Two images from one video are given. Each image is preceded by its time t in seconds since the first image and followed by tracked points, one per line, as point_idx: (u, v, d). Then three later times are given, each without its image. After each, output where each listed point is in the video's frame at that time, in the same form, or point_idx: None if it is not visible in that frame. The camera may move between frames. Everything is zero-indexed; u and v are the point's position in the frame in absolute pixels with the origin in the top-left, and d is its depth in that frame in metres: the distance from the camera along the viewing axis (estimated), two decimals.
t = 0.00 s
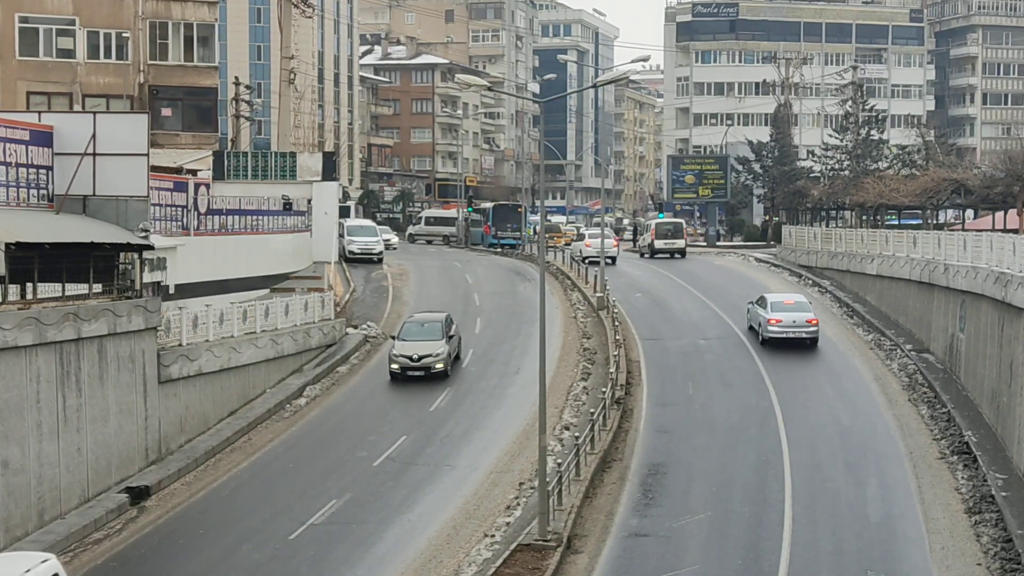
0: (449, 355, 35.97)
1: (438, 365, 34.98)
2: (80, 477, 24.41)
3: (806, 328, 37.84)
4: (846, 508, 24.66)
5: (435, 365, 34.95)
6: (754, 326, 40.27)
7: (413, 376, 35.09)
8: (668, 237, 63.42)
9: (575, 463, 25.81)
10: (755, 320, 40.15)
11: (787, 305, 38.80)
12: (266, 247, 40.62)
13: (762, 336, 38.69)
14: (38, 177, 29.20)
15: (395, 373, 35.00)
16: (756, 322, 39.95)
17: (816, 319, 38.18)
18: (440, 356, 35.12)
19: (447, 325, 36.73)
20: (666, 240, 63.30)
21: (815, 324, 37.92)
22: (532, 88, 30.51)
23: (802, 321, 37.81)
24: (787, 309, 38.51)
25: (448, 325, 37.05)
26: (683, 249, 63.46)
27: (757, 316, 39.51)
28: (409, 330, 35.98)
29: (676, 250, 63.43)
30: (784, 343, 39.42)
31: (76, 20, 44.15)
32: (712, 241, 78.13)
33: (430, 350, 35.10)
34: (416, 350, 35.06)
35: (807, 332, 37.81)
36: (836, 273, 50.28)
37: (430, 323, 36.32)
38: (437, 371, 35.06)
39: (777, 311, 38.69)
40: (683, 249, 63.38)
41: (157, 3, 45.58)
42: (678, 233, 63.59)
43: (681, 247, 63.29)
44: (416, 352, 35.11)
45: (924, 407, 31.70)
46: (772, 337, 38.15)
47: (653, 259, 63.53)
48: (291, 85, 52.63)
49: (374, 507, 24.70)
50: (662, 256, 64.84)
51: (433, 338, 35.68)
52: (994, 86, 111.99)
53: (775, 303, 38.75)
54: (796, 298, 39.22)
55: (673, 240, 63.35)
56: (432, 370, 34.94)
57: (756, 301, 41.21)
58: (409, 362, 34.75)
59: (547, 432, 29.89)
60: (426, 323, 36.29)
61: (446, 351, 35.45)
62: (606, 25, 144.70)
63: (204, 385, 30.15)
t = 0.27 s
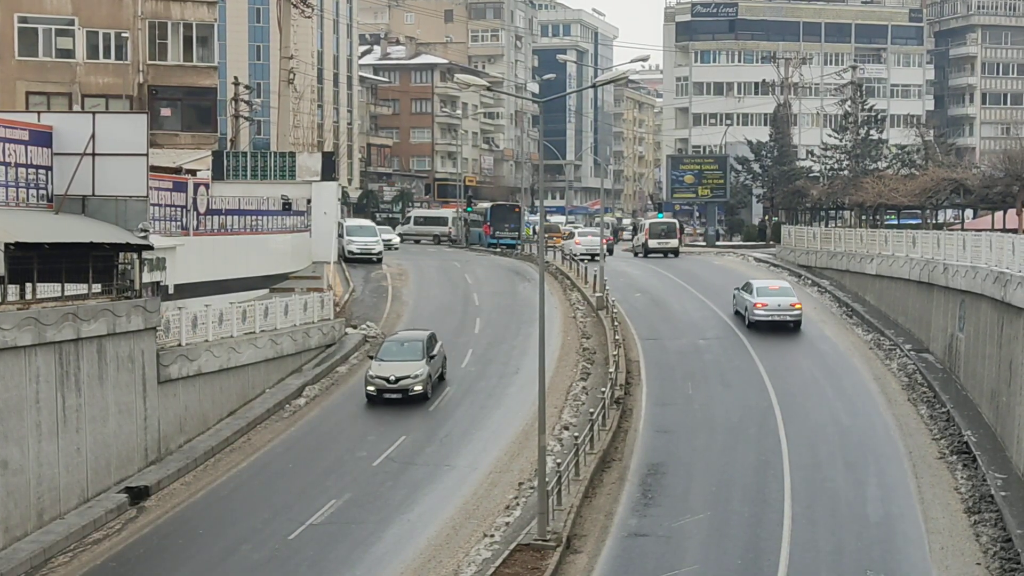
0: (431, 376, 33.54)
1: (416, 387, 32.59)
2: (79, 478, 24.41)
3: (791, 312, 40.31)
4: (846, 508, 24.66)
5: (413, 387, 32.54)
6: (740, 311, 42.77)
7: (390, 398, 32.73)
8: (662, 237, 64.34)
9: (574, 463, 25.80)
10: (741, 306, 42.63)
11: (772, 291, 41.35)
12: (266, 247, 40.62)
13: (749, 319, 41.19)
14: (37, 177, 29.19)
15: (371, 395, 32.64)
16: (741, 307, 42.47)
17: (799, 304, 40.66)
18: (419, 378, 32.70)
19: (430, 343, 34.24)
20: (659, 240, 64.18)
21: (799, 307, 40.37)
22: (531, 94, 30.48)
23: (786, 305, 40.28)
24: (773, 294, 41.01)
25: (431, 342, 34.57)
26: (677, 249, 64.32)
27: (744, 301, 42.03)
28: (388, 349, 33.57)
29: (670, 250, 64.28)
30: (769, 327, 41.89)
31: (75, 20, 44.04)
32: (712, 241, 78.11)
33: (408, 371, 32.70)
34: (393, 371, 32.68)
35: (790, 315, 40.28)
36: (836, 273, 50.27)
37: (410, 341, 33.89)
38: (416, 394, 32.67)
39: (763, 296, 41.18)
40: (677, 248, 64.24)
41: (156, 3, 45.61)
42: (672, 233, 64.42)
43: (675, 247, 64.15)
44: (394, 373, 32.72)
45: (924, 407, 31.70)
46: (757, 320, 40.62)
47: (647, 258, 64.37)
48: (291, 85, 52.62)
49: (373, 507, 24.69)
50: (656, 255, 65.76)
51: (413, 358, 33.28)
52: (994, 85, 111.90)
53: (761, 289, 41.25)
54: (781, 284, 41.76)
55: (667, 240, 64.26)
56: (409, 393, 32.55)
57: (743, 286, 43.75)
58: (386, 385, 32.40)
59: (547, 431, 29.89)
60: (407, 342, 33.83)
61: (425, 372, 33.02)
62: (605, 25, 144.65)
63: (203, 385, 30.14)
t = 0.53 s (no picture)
0: (405, 400, 30.84)
1: (387, 413, 29.91)
2: (78, 477, 24.41)
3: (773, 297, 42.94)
4: (844, 507, 24.65)
5: (383, 414, 29.85)
6: (725, 297, 45.47)
7: (358, 424, 30.06)
8: (654, 236, 64.70)
9: (572, 463, 25.79)
10: (727, 291, 45.30)
11: (756, 278, 44.07)
12: (263, 247, 40.57)
13: (734, 305, 43.84)
14: (34, 177, 29.15)
15: (339, 421, 30.02)
16: (727, 292, 45.14)
17: (781, 290, 43.29)
18: (389, 403, 30.01)
19: (404, 365, 31.55)
20: (651, 239, 64.62)
21: (781, 293, 43.03)
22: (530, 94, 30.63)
23: (769, 291, 42.94)
24: (756, 281, 43.69)
25: (407, 363, 31.90)
26: (670, 248, 64.69)
27: (729, 287, 44.72)
28: (358, 370, 30.93)
29: (662, 249, 64.77)
30: (753, 311, 44.55)
31: (72, 20, 44.00)
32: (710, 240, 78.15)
33: (378, 396, 30.01)
34: (363, 395, 30.05)
35: (773, 300, 42.93)
36: (834, 272, 50.28)
37: (382, 363, 31.25)
38: (386, 420, 29.96)
39: (748, 283, 43.85)
40: (670, 248, 64.59)
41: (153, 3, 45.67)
42: (665, 231, 64.68)
43: (668, 247, 64.50)
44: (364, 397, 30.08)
45: (922, 406, 31.69)
46: (743, 305, 43.22)
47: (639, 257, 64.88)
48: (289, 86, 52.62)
49: (371, 507, 24.67)
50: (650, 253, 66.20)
51: (386, 381, 30.63)
52: (992, 84, 111.95)
53: (745, 275, 43.89)
54: (764, 271, 44.43)
55: (659, 239, 64.68)
56: (379, 419, 29.88)
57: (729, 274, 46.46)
58: (354, 410, 29.81)
59: (545, 431, 29.86)
60: (381, 363, 31.16)
61: (397, 396, 30.33)
62: (603, 25, 144.68)
63: (201, 385, 30.12)
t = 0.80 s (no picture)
0: (363, 438, 28.24)
1: (341, 453, 27.32)
2: (70, 486, 24.36)
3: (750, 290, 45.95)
4: (836, 512, 24.70)
5: (338, 453, 27.27)
6: (704, 292, 48.42)
7: (311, 464, 27.52)
8: (640, 243, 65.53)
9: (565, 469, 25.79)
10: (705, 287, 48.25)
11: (733, 273, 47.11)
12: (254, 255, 40.55)
13: (712, 299, 46.78)
14: (25, 186, 29.10)
15: (291, 461, 27.50)
16: (706, 288, 48.13)
17: (757, 285, 46.29)
18: (345, 441, 27.43)
19: (365, 399, 28.99)
20: (637, 245, 65.37)
21: (756, 287, 46.03)
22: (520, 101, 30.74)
23: (745, 285, 45.95)
24: (733, 276, 46.68)
25: (368, 397, 29.33)
26: (655, 254, 65.65)
27: (707, 283, 47.73)
28: (314, 406, 28.39)
29: (647, 255, 65.63)
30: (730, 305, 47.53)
31: (63, 28, 43.87)
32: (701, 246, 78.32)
33: (333, 433, 27.45)
34: (315, 434, 27.45)
35: (749, 294, 45.90)
36: (824, 278, 50.41)
37: (340, 397, 28.67)
38: (342, 460, 27.40)
39: (725, 278, 46.85)
40: (654, 254, 65.60)
41: (143, 11, 45.95)
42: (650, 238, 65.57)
43: (652, 252, 65.52)
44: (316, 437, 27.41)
45: (913, 411, 31.78)
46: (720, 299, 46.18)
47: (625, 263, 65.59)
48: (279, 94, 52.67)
49: (364, 515, 24.65)
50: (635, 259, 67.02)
51: (342, 417, 27.99)
52: (980, 89, 112.35)
53: (723, 271, 46.82)
54: (741, 268, 47.43)
55: (644, 245, 65.52)
56: (333, 460, 27.27)
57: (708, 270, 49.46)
58: (305, 449, 27.23)
59: (537, 438, 29.88)
60: (337, 399, 28.47)
61: (355, 433, 27.76)
62: (593, 31, 144.94)
63: (193, 393, 30.08)
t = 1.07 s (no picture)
0: (316, 501, 25.23)
1: (290, 517, 24.30)
2: (65, 514, 24.24)
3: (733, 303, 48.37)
4: (834, 536, 24.63)
5: (286, 517, 24.24)
6: (689, 306, 50.82)
7: (257, 530, 24.49)
8: (631, 267, 66.14)
9: (562, 495, 25.69)
10: (690, 302, 50.65)
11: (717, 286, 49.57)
12: (250, 281, 40.53)
13: (697, 312, 49.21)
14: (21, 213, 29.13)
15: (235, 525, 24.50)
16: (690, 302, 50.56)
17: (740, 299, 48.74)
18: (294, 504, 24.42)
19: (320, 456, 26.01)
20: (629, 270, 65.96)
21: (739, 301, 48.48)
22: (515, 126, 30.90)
23: (729, 298, 48.36)
24: (717, 290, 49.12)
25: (325, 454, 26.35)
26: (646, 277, 66.25)
27: (692, 297, 50.15)
28: (264, 465, 25.48)
29: (638, 279, 66.23)
30: (713, 318, 49.92)
31: (59, 55, 44.07)
32: (698, 270, 78.37)
33: (282, 495, 24.46)
34: (262, 496, 24.48)
35: (732, 307, 48.35)
36: (821, 301, 50.47)
37: (292, 454, 25.69)
38: (290, 525, 24.37)
39: (709, 292, 49.30)
40: (646, 277, 66.20)
41: (140, 38, 45.95)
42: (641, 262, 66.14)
43: (644, 276, 66.09)
44: (262, 501, 24.39)
45: (911, 435, 31.73)
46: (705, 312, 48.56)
47: (616, 287, 66.18)
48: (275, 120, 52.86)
49: (361, 541, 24.51)
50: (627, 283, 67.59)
51: (293, 478, 25.02)
52: (976, 113, 112.65)
53: (708, 285, 49.22)
54: (725, 283, 49.91)
55: (636, 269, 66.07)
56: (280, 524, 24.26)
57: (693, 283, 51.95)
58: (250, 513, 24.26)
59: (534, 462, 29.80)
60: (287, 459, 25.43)
61: (306, 495, 24.74)
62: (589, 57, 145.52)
63: (189, 419, 29.99)
